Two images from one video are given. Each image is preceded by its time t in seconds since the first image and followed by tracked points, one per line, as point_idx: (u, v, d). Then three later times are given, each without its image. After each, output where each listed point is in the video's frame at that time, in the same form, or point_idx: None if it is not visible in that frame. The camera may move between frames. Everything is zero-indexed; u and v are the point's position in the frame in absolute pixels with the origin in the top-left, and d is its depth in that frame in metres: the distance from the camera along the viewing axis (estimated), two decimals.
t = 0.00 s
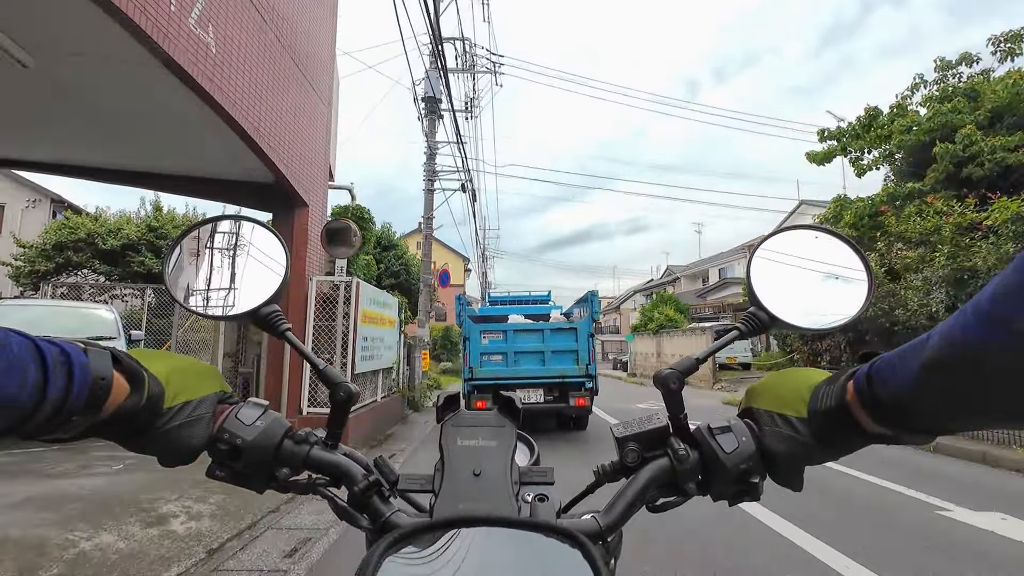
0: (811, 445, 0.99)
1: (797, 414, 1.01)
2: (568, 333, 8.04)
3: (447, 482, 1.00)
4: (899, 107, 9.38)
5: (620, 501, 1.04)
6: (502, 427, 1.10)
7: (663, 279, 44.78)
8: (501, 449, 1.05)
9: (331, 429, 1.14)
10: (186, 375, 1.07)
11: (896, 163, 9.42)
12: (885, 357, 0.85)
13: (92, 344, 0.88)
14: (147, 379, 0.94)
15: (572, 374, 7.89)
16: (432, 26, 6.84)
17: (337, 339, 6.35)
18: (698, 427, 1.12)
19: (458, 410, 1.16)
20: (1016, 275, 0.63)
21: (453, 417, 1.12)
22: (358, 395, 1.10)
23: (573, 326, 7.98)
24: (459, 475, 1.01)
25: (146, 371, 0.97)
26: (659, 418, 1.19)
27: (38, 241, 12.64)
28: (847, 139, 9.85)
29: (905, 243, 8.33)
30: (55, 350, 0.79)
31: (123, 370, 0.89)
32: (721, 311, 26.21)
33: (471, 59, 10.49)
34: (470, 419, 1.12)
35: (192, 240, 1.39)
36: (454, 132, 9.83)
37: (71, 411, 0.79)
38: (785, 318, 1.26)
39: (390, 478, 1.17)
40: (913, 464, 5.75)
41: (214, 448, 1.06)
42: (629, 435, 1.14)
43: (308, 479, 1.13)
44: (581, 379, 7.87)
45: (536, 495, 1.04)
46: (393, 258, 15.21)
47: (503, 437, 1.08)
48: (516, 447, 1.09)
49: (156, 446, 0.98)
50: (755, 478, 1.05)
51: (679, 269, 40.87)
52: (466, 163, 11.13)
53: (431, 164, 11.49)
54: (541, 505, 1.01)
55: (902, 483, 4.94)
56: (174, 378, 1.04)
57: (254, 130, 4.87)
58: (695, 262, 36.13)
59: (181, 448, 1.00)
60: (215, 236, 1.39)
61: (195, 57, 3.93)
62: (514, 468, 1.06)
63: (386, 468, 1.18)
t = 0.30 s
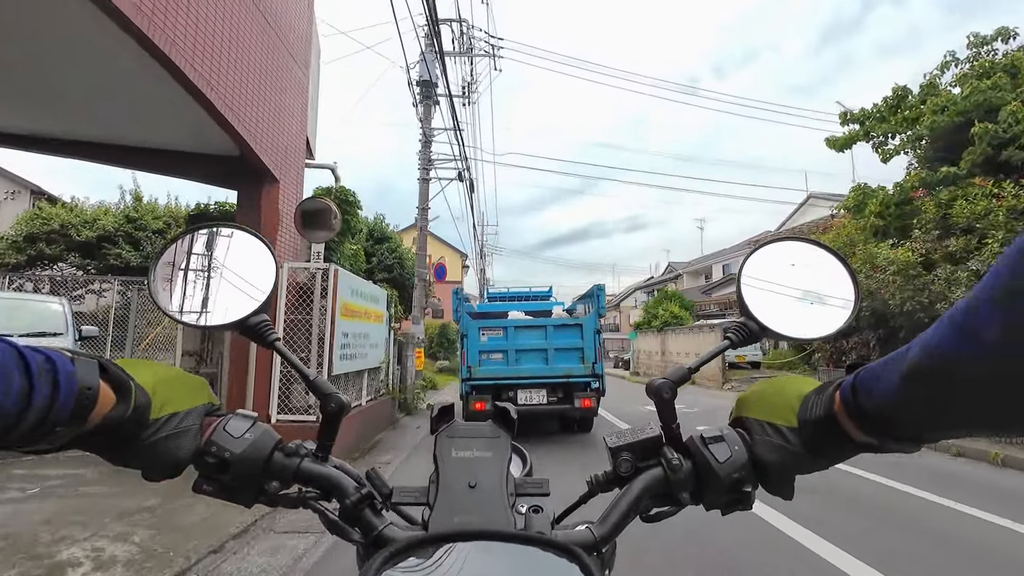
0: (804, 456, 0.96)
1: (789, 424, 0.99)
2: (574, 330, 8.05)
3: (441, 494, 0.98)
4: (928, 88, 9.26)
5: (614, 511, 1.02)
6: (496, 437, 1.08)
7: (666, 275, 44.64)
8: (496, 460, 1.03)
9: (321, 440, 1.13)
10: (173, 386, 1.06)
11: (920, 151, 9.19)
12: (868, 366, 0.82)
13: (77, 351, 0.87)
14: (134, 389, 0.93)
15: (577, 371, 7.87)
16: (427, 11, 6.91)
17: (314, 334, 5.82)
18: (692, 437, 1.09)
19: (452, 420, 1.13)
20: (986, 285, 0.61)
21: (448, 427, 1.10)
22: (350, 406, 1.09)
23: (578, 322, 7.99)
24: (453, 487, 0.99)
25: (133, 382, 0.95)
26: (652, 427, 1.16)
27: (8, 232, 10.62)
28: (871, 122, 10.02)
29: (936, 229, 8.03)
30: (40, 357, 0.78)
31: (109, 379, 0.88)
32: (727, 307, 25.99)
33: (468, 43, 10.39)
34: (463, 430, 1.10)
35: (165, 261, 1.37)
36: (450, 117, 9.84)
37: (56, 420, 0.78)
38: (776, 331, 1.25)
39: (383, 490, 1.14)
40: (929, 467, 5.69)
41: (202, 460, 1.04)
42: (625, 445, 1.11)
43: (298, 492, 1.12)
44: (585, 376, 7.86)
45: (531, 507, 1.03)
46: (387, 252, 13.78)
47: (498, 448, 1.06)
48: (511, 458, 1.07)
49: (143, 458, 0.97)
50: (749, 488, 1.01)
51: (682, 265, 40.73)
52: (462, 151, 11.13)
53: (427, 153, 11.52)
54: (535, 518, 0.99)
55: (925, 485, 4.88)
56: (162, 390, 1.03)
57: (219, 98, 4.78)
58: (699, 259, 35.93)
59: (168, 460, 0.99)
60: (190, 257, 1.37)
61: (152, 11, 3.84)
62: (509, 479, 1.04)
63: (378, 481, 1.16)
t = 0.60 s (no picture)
0: (810, 475, 0.94)
1: (794, 442, 0.96)
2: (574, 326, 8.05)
3: (422, 496, 0.98)
4: (951, 69, 9.00)
5: (605, 523, 1.02)
6: (481, 442, 1.10)
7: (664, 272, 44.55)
8: (480, 463, 1.05)
9: (310, 437, 1.16)
10: (156, 376, 1.08)
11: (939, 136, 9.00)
12: (888, 387, 0.80)
13: (57, 342, 0.87)
14: (112, 379, 0.93)
15: (578, 370, 7.84)
16: None
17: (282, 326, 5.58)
18: (689, 450, 1.07)
19: (437, 421, 1.12)
20: None
21: (434, 429, 1.11)
22: (338, 405, 1.10)
23: (579, 319, 8.00)
24: (436, 490, 0.99)
25: (115, 373, 0.98)
26: (649, 437, 1.15)
27: None
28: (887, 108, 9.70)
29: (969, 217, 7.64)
30: (16, 351, 0.78)
31: (88, 370, 0.89)
32: (728, 302, 25.82)
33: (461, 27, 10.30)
34: (450, 432, 1.11)
35: (186, 266, 1.35)
36: (443, 103, 9.83)
37: (28, 413, 0.78)
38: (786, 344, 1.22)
39: (365, 489, 1.19)
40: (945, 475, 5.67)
41: (186, 451, 1.07)
42: (617, 455, 1.10)
43: (282, 487, 1.15)
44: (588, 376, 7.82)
45: (517, 514, 1.03)
46: (376, 245, 13.38)
47: (483, 452, 1.07)
48: (496, 463, 1.08)
49: (124, 446, 1.00)
50: (746, 506, 1.00)
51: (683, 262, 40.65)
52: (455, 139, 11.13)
53: (418, 140, 11.53)
54: (519, 525, 1.00)
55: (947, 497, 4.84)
56: (146, 380, 1.05)
57: (173, 61, 4.52)
58: (696, 256, 35.83)
59: (150, 449, 1.02)
60: (210, 261, 1.36)
61: None
62: (492, 484, 1.04)
63: (361, 479, 1.21)
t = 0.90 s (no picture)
0: (810, 497, 0.92)
1: (797, 461, 0.95)
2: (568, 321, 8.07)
3: (404, 494, 0.99)
4: (964, 51, 8.93)
5: (593, 534, 1.02)
6: (471, 444, 1.11)
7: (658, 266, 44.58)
8: (466, 466, 1.05)
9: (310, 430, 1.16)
10: (165, 363, 1.09)
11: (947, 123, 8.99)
12: (903, 410, 0.78)
13: (70, 328, 0.89)
14: (121, 366, 0.95)
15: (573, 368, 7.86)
16: None
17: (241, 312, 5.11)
18: (689, 464, 1.07)
19: (429, 422, 1.14)
20: None
21: (424, 428, 1.12)
22: (338, 399, 1.09)
23: (573, 313, 8.02)
24: (418, 490, 0.99)
25: (125, 359, 0.99)
26: (651, 448, 1.16)
27: None
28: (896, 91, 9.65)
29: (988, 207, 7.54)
30: (33, 336, 0.80)
31: (99, 357, 0.91)
32: (725, 298, 25.82)
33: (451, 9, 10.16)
34: (440, 432, 1.12)
35: (238, 272, 1.40)
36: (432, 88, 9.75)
37: (43, 396, 0.80)
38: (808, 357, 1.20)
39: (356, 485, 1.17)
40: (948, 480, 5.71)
41: (188, 439, 1.08)
42: (614, 464, 1.12)
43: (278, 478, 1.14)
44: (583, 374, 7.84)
45: (504, 518, 1.04)
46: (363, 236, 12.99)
47: (471, 454, 1.08)
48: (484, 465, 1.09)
49: (130, 432, 1.01)
50: (745, 526, 0.99)
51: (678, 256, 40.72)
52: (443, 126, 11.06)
53: (405, 127, 11.43)
54: (505, 529, 0.99)
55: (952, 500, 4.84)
56: (155, 366, 1.06)
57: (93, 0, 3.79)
58: (688, 252, 35.89)
59: (155, 435, 1.03)
60: (259, 266, 1.42)
61: None
62: (478, 486, 1.05)
63: (353, 474, 1.20)
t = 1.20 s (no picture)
0: (813, 501, 0.94)
1: (802, 461, 0.97)
2: (557, 315, 8.15)
3: (399, 472, 1.04)
4: (967, 35, 8.94)
5: (589, 523, 1.05)
6: (468, 429, 1.16)
7: (647, 260, 44.77)
8: (461, 449, 1.10)
9: (320, 409, 1.20)
10: (188, 340, 1.12)
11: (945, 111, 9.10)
12: (919, 412, 0.79)
13: (105, 307, 0.96)
14: (148, 342, 1.01)
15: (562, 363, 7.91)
16: None
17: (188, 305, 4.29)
18: (691, 460, 1.10)
19: (429, 406, 1.19)
20: None
21: (423, 412, 1.18)
22: (348, 379, 1.13)
23: (562, 306, 8.10)
24: (413, 471, 1.04)
25: (149, 336, 1.03)
26: (652, 441, 1.21)
27: None
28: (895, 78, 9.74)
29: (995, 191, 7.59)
30: (68, 311, 0.87)
31: (127, 332, 0.97)
32: (716, 292, 26.03)
33: None
34: (438, 417, 1.17)
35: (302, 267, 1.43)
36: (417, 74, 9.71)
37: (77, 366, 0.87)
38: (877, 356, 1.27)
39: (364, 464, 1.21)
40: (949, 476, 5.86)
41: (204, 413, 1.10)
42: (616, 456, 1.16)
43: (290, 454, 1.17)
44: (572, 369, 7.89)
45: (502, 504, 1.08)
46: (346, 227, 12.81)
47: (467, 438, 1.13)
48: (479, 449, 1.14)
49: (151, 404, 1.04)
50: (744, 523, 1.02)
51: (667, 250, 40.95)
52: (428, 111, 11.06)
53: (389, 114, 11.37)
54: (500, 514, 1.05)
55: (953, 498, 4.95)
56: (180, 343, 1.10)
57: None
58: (677, 246, 36.06)
59: (174, 409, 1.05)
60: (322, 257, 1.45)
61: None
62: (472, 471, 1.09)
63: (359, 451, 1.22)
